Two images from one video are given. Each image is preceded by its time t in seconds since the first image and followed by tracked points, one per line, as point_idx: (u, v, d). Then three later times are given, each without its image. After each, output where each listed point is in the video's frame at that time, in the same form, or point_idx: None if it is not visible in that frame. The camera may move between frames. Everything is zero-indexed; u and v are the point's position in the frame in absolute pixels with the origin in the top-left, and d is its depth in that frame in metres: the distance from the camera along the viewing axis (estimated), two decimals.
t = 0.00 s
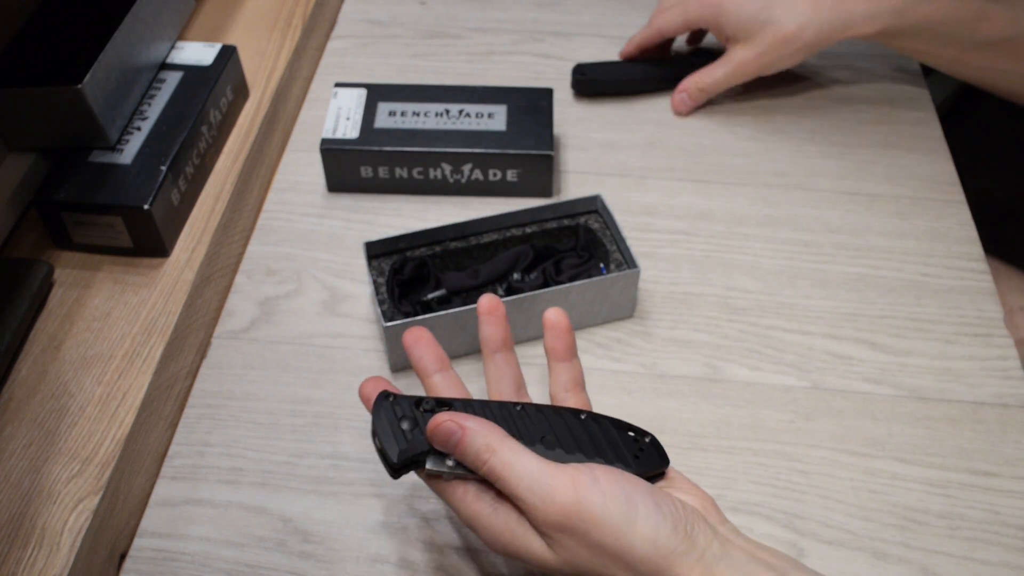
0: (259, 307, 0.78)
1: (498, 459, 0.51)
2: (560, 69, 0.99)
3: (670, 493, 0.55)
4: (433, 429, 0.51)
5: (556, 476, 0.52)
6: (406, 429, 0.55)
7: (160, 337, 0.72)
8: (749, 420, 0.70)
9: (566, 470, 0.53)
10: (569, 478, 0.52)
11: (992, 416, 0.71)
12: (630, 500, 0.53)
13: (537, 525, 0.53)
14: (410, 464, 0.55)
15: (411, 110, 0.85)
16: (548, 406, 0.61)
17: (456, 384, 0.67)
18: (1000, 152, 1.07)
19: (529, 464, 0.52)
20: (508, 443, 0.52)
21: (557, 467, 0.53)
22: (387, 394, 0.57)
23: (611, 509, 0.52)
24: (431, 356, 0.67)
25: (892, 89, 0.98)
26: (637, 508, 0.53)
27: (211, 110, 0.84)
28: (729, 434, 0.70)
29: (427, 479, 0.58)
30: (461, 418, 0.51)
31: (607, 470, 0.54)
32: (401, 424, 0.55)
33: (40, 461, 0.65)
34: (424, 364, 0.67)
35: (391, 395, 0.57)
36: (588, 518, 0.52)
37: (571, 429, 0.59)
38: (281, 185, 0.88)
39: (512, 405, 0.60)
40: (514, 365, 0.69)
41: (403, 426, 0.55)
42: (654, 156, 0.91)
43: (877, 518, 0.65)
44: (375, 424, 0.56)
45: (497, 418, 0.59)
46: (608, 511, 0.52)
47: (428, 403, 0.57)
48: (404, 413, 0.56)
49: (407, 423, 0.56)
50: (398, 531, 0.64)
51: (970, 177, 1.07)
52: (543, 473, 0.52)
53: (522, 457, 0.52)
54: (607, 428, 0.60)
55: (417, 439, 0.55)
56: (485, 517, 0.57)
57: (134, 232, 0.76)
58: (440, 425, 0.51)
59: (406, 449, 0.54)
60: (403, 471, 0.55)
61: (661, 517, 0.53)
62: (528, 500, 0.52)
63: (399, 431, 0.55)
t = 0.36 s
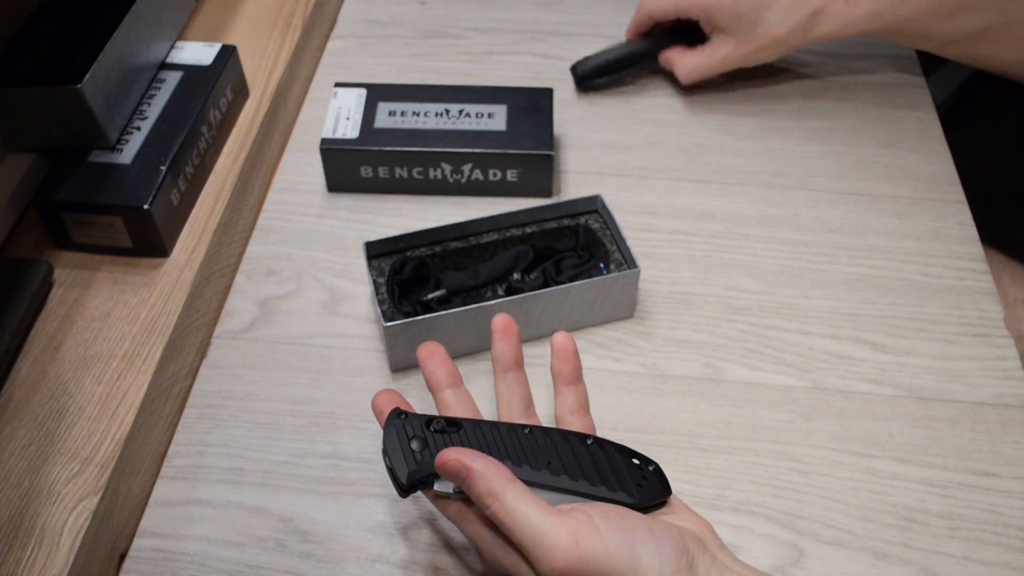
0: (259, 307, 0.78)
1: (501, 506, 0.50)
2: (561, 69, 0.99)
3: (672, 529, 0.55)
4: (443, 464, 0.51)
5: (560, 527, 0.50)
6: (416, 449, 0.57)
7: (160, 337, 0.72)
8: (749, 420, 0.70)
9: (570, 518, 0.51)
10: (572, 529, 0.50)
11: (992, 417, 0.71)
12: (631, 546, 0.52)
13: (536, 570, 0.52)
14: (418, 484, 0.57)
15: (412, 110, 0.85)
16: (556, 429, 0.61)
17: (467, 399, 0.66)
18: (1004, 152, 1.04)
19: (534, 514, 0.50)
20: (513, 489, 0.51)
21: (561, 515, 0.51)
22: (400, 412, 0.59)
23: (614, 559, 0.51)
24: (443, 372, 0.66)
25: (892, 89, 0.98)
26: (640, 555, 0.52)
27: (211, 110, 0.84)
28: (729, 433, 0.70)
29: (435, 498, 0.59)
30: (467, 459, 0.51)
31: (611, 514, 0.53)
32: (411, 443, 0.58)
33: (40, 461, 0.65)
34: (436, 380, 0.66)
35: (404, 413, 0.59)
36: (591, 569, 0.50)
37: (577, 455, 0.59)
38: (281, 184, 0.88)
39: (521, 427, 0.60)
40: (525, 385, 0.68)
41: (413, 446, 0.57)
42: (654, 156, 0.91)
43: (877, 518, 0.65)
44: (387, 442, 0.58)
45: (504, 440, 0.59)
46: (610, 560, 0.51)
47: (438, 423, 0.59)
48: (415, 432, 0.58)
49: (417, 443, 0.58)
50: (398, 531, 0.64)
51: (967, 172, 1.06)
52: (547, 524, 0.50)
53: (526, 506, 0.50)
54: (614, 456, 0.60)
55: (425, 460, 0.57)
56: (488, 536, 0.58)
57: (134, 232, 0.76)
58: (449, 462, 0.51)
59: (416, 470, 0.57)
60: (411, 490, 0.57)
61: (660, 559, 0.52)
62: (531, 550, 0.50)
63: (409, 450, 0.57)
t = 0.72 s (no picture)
0: (260, 307, 0.78)
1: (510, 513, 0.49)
2: (561, 69, 0.99)
3: (683, 521, 0.54)
4: (447, 474, 0.49)
5: (573, 527, 0.49)
6: (431, 431, 0.55)
7: (160, 337, 0.72)
8: (750, 420, 0.70)
9: (581, 518, 0.50)
10: (584, 528, 0.50)
11: (992, 417, 0.71)
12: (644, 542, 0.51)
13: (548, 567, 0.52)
14: (434, 467, 0.54)
15: (412, 110, 0.85)
16: (570, 415, 0.60)
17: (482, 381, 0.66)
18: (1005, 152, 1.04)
19: (547, 516, 0.49)
20: (521, 494, 0.49)
21: (572, 514, 0.50)
22: (414, 391, 0.57)
23: (627, 555, 0.51)
24: (459, 352, 0.66)
25: (892, 90, 0.98)
26: (652, 549, 0.52)
27: (211, 110, 0.84)
28: (729, 434, 0.70)
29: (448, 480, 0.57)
30: (474, 468, 0.49)
31: (622, 510, 0.52)
32: (427, 424, 0.55)
33: (40, 461, 0.65)
34: (453, 362, 0.66)
35: (418, 392, 0.57)
36: (604, 566, 0.50)
37: (593, 442, 0.58)
38: (281, 184, 0.88)
39: (538, 413, 0.59)
40: (539, 369, 0.68)
41: (428, 428, 0.55)
42: (654, 156, 0.91)
43: (878, 518, 0.65)
44: (400, 423, 0.55)
45: (521, 426, 0.57)
46: (623, 557, 0.51)
47: (454, 405, 0.56)
48: (430, 414, 0.56)
49: (433, 424, 0.55)
50: (398, 531, 0.64)
51: (964, 172, 1.07)
52: (559, 525, 0.49)
53: (537, 510, 0.49)
54: (627, 444, 0.59)
55: (441, 442, 0.55)
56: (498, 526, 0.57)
57: (134, 232, 0.76)
58: (454, 473, 0.49)
59: (432, 451, 0.54)
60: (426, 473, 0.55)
61: (673, 551, 0.53)
62: (544, 551, 0.50)
63: (425, 432, 0.55)
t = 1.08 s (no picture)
0: (259, 307, 0.77)
1: (517, 539, 0.48)
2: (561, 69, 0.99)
3: (695, 544, 0.54)
4: (448, 504, 0.47)
5: (582, 554, 0.49)
6: (437, 447, 0.53)
7: (160, 337, 0.72)
8: (750, 420, 0.70)
9: (591, 546, 0.49)
10: (594, 555, 0.49)
11: (993, 417, 0.71)
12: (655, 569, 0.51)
13: None
14: (439, 484, 0.53)
15: (411, 110, 0.85)
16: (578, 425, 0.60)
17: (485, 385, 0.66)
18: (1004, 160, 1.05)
19: (556, 542, 0.48)
20: (529, 520, 0.48)
21: (581, 540, 0.49)
22: (418, 403, 0.55)
23: None
24: (463, 354, 0.65)
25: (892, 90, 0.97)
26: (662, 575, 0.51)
27: (211, 110, 0.84)
28: (730, 433, 0.69)
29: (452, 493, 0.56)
30: (479, 496, 0.47)
31: (633, 535, 0.51)
32: (432, 440, 0.53)
33: (39, 461, 0.65)
34: (455, 364, 0.65)
35: (422, 404, 0.55)
36: None
37: (601, 457, 0.58)
38: (281, 184, 0.88)
39: (545, 425, 0.58)
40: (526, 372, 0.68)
41: (434, 444, 0.53)
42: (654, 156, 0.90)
43: (878, 518, 0.65)
44: (404, 436, 0.54)
45: (528, 440, 0.57)
46: None
47: (459, 418, 0.55)
48: (434, 428, 0.54)
49: (438, 439, 0.53)
50: (398, 531, 0.64)
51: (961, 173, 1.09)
52: (568, 552, 0.48)
53: (545, 537, 0.48)
54: (635, 459, 0.59)
55: (447, 459, 0.53)
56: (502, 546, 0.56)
57: (134, 232, 0.76)
58: (455, 502, 0.47)
59: (438, 470, 0.52)
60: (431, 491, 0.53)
61: None
62: None
63: (431, 450, 0.53)
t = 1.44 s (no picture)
0: (259, 307, 0.77)
1: (511, 541, 0.48)
2: (561, 69, 0.98)
3: (690, 549, 0.54)
4: (442, 505, 0.48)
5: (576, 555, 0.48)
6: (432, 457, 0.52)
7: (160, 337, 0.72)
8: (750, 421, 0.70)
9: (586, 546, 0.49)
10: (588, 555, 0.49)
11: (994, 417, 0.71)
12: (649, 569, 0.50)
13: None
14: (434, 493, 0.52)
15: (411, 110, 0.85)
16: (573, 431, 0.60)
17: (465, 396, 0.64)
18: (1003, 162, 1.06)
19: (550, 542, 0.48)
20: (522, 522, 0.48)
21: (575, 541, 0.49)
22: (413, 411, 0.54)
23: None
24: (432, 375, 0.65)
25: (892, 90, 0.97)
26: None
27: (211, 110, 0.84)
28: (730, 434, 0.69)
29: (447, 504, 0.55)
30: (469, 496, 0.48)
31: (626, 537, 0.51)
32: (427, 449, 0.52)
33: (39, 462, 0.65)
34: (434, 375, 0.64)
35: (417, 413, 0.54)
36: None
37: (596, 463, 0.58)
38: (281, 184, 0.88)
39: (539, 432, 0.58)
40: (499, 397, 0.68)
41: (429, 453, 0.52)
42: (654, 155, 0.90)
43: (878, 518, 0.65)
44: (399, 446, 0.52)
45: (523, 448, 0.56)
46: None
47: (454, 426, 0.54)
48: (429, 436, 0.53)
49: (433, 449, 0.53)
50: (399, 531, 0.64)
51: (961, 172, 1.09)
52: (562, 552, 0.48)
53: (538, 537, 0.48)
54: (630, 464, 0.59)
55: (442, 469, 0.52)
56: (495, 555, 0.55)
57: (134, 232, 0.76)
58: (448, 502, 0.48)
59: (432, 480, 0.52)
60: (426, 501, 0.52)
61: None
62: None
63: (425, 459, 0.52)
